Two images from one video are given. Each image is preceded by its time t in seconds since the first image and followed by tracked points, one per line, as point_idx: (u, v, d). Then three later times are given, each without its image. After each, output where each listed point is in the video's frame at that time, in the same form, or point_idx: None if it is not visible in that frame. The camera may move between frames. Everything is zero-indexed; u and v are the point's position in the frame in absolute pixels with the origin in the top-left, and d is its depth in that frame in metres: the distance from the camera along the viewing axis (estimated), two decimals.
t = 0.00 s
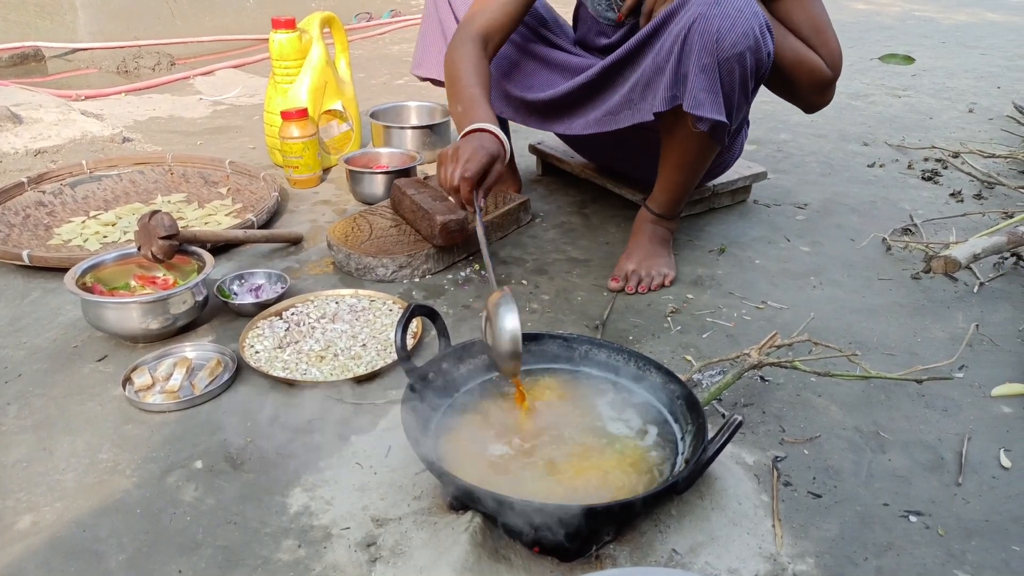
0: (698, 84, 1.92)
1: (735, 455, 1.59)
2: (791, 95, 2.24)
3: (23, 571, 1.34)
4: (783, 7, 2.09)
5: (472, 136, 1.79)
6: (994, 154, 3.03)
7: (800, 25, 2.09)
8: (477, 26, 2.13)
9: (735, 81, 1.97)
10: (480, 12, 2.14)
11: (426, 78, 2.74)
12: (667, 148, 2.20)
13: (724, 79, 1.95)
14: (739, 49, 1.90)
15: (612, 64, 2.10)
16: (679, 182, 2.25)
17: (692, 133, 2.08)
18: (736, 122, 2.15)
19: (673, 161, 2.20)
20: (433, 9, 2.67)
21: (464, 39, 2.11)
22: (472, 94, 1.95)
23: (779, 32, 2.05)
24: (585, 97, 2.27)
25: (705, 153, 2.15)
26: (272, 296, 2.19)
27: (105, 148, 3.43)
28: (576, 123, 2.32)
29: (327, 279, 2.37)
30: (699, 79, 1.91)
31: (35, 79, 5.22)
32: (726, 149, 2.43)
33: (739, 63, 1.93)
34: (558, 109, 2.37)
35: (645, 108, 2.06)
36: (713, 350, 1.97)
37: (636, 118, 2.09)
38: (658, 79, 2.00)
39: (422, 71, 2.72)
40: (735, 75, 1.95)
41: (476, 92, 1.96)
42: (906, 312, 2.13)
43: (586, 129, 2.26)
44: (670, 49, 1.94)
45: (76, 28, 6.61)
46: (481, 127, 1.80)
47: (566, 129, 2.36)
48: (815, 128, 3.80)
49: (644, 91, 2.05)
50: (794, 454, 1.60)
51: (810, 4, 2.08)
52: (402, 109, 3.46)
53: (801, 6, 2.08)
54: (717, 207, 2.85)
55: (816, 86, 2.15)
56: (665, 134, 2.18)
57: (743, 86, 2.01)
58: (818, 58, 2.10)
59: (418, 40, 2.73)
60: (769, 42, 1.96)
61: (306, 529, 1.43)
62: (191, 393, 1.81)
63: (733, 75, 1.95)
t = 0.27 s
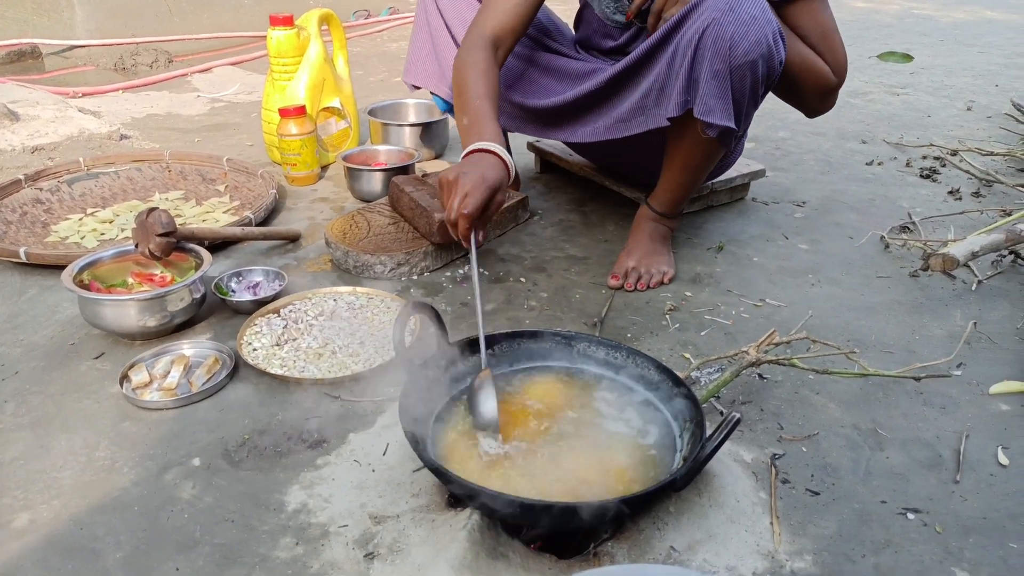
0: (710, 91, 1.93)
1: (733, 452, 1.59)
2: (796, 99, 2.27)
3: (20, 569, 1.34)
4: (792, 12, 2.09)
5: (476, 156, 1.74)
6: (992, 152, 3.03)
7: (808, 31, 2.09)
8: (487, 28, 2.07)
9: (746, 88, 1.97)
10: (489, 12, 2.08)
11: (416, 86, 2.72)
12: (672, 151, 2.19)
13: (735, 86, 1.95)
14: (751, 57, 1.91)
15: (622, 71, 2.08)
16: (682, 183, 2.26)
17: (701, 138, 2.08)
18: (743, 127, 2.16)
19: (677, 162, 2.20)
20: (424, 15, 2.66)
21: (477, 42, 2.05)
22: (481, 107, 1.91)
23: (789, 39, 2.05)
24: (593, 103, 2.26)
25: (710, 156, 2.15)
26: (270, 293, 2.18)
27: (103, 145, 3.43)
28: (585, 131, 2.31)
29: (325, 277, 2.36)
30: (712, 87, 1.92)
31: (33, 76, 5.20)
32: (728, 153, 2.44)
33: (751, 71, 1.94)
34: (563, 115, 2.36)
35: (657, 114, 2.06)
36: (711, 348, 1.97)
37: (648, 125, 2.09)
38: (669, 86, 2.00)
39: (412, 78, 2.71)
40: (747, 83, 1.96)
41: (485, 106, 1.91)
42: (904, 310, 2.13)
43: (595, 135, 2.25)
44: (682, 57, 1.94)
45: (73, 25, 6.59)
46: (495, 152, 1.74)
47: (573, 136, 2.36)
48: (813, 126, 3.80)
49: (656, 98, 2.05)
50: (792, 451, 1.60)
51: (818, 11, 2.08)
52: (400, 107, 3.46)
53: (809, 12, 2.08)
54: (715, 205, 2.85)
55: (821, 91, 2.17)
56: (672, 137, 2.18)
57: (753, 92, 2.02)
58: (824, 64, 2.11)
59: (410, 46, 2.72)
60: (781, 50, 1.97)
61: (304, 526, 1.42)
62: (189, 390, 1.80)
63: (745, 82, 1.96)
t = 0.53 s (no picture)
0: (713, 93, 1.93)
1: (732, 452, 1.59)
2: (797, 104, 2.28)
3: (19, 569, 1.34)
4: (797, 17, 2.07)
5: (500, 194, 1.73)
6: (992, 152, 3.03)
7: (812, 37, 2.08)
8: (504, 45, 2.04)
9: (750, 90, 1.97)
10: (506, 29, 2.04)
11: (416, 88, 2.72)
12: (674, 152, 2.19)
13: (739, 87, 1.95)
14: (756, 59, 1.90)
15: (627, 72, 2.08)
16: (682, 184, 2.26)
17: (704, 139, 2.08)
18: (746, 128, 2.17)
19: (678, 163, 2.20)
20: (423, 17, 2.67)
21: (493, 62, 2.01)
22: (496, 132, 1.90)
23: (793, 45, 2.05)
24: (597, 103, 2.26)
25: (712, 157, 2.15)
26: (269, 293, 2.18)
27: (102, 145, 3.42)
28: (589, 132, 2.31)
29: (325, 276, 2.36)
30: (716, 89, 1.92)
31: (33, 76, 5.20)
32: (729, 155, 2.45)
33: (756, 73, 1.94)
34: (567, 115, 2.36)
35: (661, 114, 2.06)
36: (711, 348, 1.96)
37: (652, 125, 2.09)
38: (673, 88, 2.00)
39: (412, 82, 2.71)
40: (752, 84, 1.96)
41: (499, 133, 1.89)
42: (904, 310, 2.13)
43: (598, 137, 2.26)
44: (686, 58, 1.94)
45: (73, 24, 6.59)
46: (513, 186, 1.71)
47: (577, 138, 2.36)
48: (813, 126, 3.80)
49: (660, 99, 2.05)
50: (792, 451, 1.60)
51: (824, 16, 2.06)
52: (400, 107, 3.45)
53: (814, 17, 2.06)
54: (715, 205, 2.85)
55: (822, 96, 2.18)
56: (674, 137, 2.18)
57: (757, 94, 2.02)
58: (827, 70, 2.12)
59: (409, 50, 2.72)
60: (786, 52, 1.97)
61: (303, 527, 1.42)
62: (188, 390, 1.80)
63: (749, 84, 1.96)
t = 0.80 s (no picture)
0: (712, 96, 1.93)
1: (731, 453, 1.59)
2: (793, 109, 2.28)
3: (17, 570, 1.34)
4: (796, 21, 2.07)
5: (495, 166, 1.75)
6: (990, 153, 3.03)
7: (810, 42, 2.08)
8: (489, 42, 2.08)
9: (749, 93, 1.97)
10: (497, 23, 2.08)
11: (415, 90, 2.72)
12: (673, 154, 2.20)
13: (738, 90, 1.95)
14: (755, 62, 1.90)
15: (626, 73, 2.09)
16: (681, 185, 2.26)
17: (703, 142, 2.09)
18: (745, 130, 2.17)
19: (678, 164, 2.20)
20: (422, 19, 2.67)
21: (478, 55, 2.06)
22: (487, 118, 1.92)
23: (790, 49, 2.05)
24: (597, 105, 2.26)
25: (711, 159, 2.15)
26: (268, 294, 2.18)
27: (101, 146, 3.43)
28: (589, 134, 2.31)
29: (324, 277, 2.36)
30: (715, 92, 1.92)
31: (31, 77, 5.20)
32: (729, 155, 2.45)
33: (755, 76, 1.94)
34: (566, 117, 2.36)
35: (660, 116, 2.06)
36: (710, 349, 1.97)
37: (652, 127, 2.09)
38: (672, 90, 2.00)
39: (411, 83, 2.71)
40: (751, 87, 1.96)
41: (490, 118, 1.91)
42: (903, 311, 2.13)
43: (598, 139, 2.26)
44: (685, 60, 1.94)
45: (72, 25, 6.60)
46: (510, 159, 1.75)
47: (577, 140, 2.37)
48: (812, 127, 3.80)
49: (659, 101, 2.05)
50: (790, 452, 1.60)
51: (823, 21, 2.06)
52: (399, 108, 3.46)
53: (814, 22, 2.06)
54: (714, 206, 2.85)
55: (820, 102, 2.19)
56: (673, 138, 2.18)
57: (756, 96, 2.02)
58: (825, 75, 2.12)
59: (409, 51, 2.72)
60: (785, 55, 1.97)
61: (302, 528, 1.42)
62: (187, 392, 1.80)
63: (748, 87, 1.96)
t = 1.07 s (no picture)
0: (706, 98, 1.93)
1: (731, 454, 1.59)
2: (790, 112, 2.28)
3: (17, 571, 1.34)
4: (795, 24, 2.07)
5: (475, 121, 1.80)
6: (990, 153, 3.03)
7: (809, 44, 2.09)
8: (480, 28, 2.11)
9: (744, 95, 1.97)
10: (488, 12, 2.11)
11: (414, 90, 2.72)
12: (672, 155, 2.20)
13: (732, 92, 1.95)
14: (749, 65, 1.90)
15: (622, 75, 2.09)
16: (681, 186, 2.26)
17: (699, 144, 2.09)
18: (741, 132, 2.17)
19: (676, 164, 2.20)
20: (421, 18, 2.67)
21: (468, 42, 2.08)
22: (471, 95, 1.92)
23: (788, 51, 2.06)
24: (593, 107, 2.26)
25: (709, 161, 2.15)
26: (268, 295, 2.18)
27: (101, 146, 3.43)
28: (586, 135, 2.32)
29: (324, 278, 2.36)
30: (709, 94, 1.93)
31: (31, 77, 5.20)
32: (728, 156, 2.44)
33: (749, 79, 1.94)
34: (564, 119, 2.36)
35: (656, 119, 2.06)
36: (709, 350, 1.97)
37: (648, 129, 2.09)
38: (667, 92, 2.01)
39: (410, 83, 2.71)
40: (745, 89, 1.96)
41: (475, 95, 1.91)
42: (902, 311, 2.14)
43: (595, 142, 2.26)
44: (680, 62, 1.94)
45: (71, 25, 6.59)
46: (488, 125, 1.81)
47: (574, 142, 2.37)
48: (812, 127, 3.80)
49: (655, 103, 2.05)
50: (790, 453, 1.60)
51: (821, 25, 2.07)
52: (399, 108, 3.46)
53: (812, 24, 2.07)
54: (714, 206, 2.85)
55: (817, 107, 2.18)
56: (671, 140, 2.18)
57: (751, 99, 2.02)
58: (822, 78, 2.12)
59: (408, 51, 2.72)
60: (781, 58, 1.96)
61: (302, 528, 1.42)
62: (187, 392, 1.80)
63: (743, 89, 1.96)
